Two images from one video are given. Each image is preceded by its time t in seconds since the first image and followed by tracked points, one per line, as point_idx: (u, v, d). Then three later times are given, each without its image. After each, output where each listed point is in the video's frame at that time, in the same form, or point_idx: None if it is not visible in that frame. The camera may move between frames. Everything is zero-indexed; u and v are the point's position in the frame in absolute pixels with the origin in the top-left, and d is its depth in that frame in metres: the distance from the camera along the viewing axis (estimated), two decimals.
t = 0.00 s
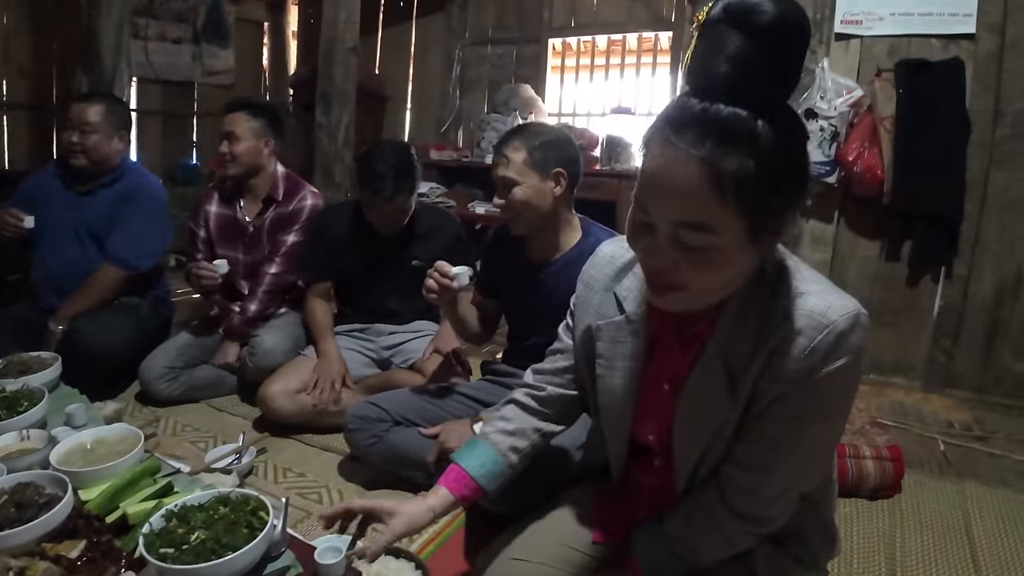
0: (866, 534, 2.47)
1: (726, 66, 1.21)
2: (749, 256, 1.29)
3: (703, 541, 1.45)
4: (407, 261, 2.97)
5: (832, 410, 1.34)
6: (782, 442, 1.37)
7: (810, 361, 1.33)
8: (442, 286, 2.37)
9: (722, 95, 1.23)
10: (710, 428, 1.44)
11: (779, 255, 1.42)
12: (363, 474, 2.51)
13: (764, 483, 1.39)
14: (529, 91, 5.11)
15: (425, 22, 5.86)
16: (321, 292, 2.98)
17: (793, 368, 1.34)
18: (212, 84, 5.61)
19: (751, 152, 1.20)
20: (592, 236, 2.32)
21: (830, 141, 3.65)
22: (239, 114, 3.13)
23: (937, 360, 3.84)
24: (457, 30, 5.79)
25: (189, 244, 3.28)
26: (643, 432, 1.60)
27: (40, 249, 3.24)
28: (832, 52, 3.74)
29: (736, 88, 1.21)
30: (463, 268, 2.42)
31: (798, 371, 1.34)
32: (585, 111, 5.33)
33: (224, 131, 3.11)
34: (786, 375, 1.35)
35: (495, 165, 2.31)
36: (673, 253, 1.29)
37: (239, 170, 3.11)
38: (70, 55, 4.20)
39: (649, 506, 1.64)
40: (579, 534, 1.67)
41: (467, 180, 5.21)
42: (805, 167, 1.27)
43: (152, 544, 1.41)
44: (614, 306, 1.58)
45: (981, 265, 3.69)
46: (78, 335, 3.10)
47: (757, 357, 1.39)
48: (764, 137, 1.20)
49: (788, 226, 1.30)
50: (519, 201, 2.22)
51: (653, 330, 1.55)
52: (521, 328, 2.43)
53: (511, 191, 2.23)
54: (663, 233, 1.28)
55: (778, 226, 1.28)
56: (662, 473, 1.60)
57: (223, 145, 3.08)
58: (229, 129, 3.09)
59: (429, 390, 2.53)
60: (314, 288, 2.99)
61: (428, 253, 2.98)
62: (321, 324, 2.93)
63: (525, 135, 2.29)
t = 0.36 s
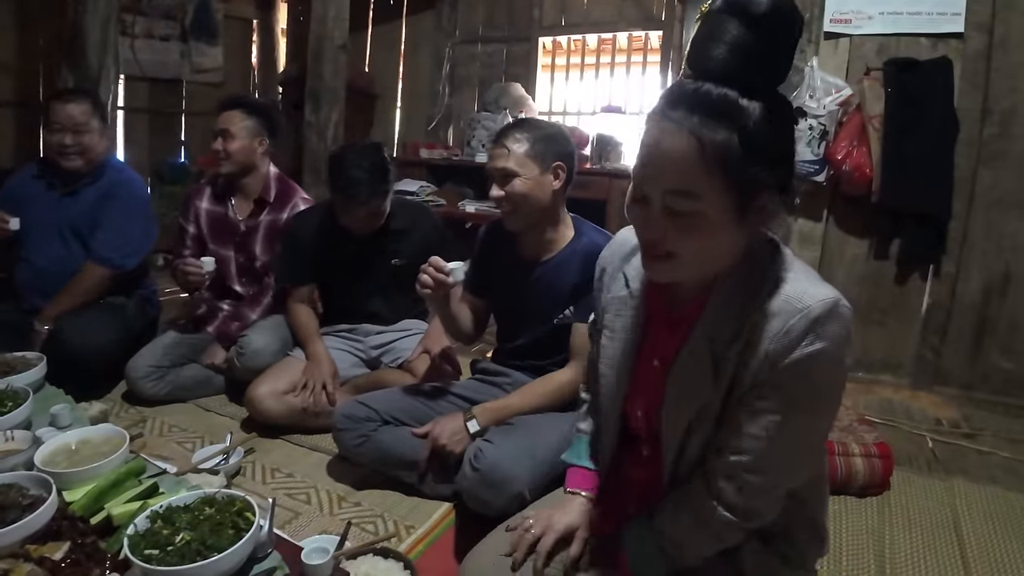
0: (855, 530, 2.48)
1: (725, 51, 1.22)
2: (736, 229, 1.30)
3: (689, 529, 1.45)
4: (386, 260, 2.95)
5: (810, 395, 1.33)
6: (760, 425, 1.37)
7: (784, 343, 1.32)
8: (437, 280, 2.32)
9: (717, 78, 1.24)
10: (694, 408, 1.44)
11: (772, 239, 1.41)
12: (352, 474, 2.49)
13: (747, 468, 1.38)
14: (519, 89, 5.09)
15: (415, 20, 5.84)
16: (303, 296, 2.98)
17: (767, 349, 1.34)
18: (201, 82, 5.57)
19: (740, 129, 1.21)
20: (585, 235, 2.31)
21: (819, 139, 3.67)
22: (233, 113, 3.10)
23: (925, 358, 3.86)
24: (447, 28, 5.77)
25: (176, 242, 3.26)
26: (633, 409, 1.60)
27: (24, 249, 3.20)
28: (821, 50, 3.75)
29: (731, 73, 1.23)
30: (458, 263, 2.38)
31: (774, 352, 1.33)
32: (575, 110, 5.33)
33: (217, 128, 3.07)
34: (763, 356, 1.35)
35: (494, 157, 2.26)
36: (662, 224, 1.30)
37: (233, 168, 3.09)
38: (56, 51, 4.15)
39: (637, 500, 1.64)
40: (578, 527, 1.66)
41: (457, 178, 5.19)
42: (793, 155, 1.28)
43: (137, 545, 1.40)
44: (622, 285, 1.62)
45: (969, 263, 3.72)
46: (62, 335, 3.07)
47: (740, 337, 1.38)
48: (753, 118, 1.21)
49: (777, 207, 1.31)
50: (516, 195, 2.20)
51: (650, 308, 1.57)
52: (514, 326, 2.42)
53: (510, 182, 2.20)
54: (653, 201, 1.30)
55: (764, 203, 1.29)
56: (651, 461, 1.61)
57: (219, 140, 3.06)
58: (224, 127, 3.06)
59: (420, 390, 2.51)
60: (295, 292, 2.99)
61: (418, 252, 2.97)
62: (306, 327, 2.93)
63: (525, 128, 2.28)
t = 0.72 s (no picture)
0: (844, 526, 2.50)
1: (733, 48, 1.35)
2: (741, 200, 1.37)
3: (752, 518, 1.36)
4: (374, 259, 2.95)
5: (829, 380, 1.34)
6: (800, 417, 1.35)
7: (800, 330, 1.33)
8: (432, 275, 2.33)
9: (725, 71, 1.36)
10: (710, 371, 1.42)
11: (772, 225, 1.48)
12: (344, 472, 2.49)
13: (807, 460, 1.34)
14: (511, 87, 5.10)
15: (407, 17, 5.83)
16: (291, 297, 2.97)
17: (781, 334, 1.34)
18: (191, 79, 5.54)
19: (742, 107, 1.32)
20: (577, 231, 2.31)
21: (808, 138, 3.70)
22: (229, 108, 3.10)
23: (914, 354, 3.90)
24: (439, 26, 5.77)
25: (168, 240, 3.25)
26: (646, 378, 1.61)
27: (13, 248, 3.19)
28: (811, 49, 3.77)
29: (737, 67, 1.35)
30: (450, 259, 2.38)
31: (785, 339, 1.34)
32: (567, 108, 5.34)
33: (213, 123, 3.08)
34: (777, 344, 1.35)
35: (490, 160, 2.22)
36: (678, 193, 1.37)
37: (226, 164, 3.09)
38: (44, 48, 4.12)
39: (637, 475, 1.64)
40: (567, 549, 1.55)
41: (449, 176, 5.19)
42: (786, 147, 1.39)
43: (129, 545, 1.39)
44: (638, 264, 1.63)
45: (958, 261, 3.76)
46: (52, 335, 3.05)
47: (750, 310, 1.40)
48: (754, 100, 1.32)
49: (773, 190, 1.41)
50: (514, 196, 2.19)
51: (662, 282, 1.60)
52: (509, 324, 2.42)
53: (510, 186, 2.19)
54: (669, 172, 1.38)
55: (765, 178, 1.37)
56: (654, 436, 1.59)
57: (216, 135, 3.05)
58: (219, 123, 3.06)
59: (413, 388, 2.52)
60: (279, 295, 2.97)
61: (411, 250, 2.97)
62: (298, 328, 2.92)
63: (513, 127, 2.25)
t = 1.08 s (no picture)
0: (834, 520, 2.51)
1: (709, 40, 1.48)
2: (721, 180, 1.40)
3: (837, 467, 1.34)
4: (363, 261, 2.94)
5: (851, 333, 1.37)
6: (844, 370, 1.36)
7: (811, 290, 1.36)
8: (418, 273, 2.29)
9: (701, 58, 1.46)
10: (709, 348, 1.42)
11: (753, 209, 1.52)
12: (333, 471, 2.48)
13: (873, 402, 1.35)
14: (501, 84, 5.08)
15: (396, 14, 5.80)
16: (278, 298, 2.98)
17: (795, 296, 1.37)
18: (178, 76, 5.50)
19: (711, 86, 1.38)
20: (560, 224, 2.31)
21: (796, 134, 3.71)
22: (223, 104, 3.07)
23: (902, 350, 3.92)
24: (428, 23, 5.75)
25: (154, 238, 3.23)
26: (636, 368, 1.58)
27: None
28: (800, 46, 3.78)
29: (712, 57, 1.47)
30: (438, 256, 2.34)
31: (798, 299, 1.37)
32: (557, 105, 5.35)
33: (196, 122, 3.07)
34: (794, 306, 1.37)
35: (477, 157, 2.20)
36: (664, 177, 1.40)
37: (222, 160, 3.06)
38: (29, 44, 4.08)
39: (631, 460, 1.64)
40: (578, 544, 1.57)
41: (439, 173, 5.18)
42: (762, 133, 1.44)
43: (113, 545, 1.38)
44: (620, 261, 1.66)
45: (945, 256, 3.78)
46: (39, 334, 3.03)
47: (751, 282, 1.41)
48: (725, 82, 1.38)
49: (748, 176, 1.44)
50: (503, 192, 2.19)
51: (649, 274, 1.60)
52: (496, 321, 2.42)
53: (499, 183, 2.18)
54: (650, 159, 1.41)
55: (743, 161, 1.41)
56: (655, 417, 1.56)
57: (208, 131, 3.03)
58: (212, 118, 3.03)
59: (401, 386, 2.51)
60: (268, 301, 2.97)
61: (400, 248, 2.96)
62: (287, 328, 2.93)
63: (499, 123, 2.24)
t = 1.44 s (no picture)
0: (819, 517, 2.51)
1: (676, 39, 1.42)
2: (687, 179, 1.41)
3: (737, 518, 1.36)
4: (348, 263, 2.91)
5: (808, 348, 1.37)
6: (783, 393, 1.36)
7: (776, 303, 1.36)
8: (399, 270, 2.29)
9: (668, 56, 1.43)
10: (679, 356, 1.42)
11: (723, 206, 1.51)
12: (315, 471, 2.46)
13: (798, 438, 1.35)
14: (487, 81, 5.06)
15: (381, 10, 5.76)
16: (259, 301, 2.86)
17: (761, 307, 1.36)
18: (162, 74, 5.44)
19: (672, 82, 1.37)
20: (539, 221, 2.29)
21: (781, 130, 3.70)
22: (203, 103, 3.03)
23: (887, 345, 3.93)
24: (414, 19, 5.72)
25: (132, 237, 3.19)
26: (614, 373, 1.61)
27: None
28: (784, 42, 3.79)
29: (675, 53, 1.42)
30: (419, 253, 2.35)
31: (762, 312, 1.36)
32: (544, 101, 5.34)
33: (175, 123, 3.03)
34: (757, 318, 1.37)
35: (452, 154, 2.17)
36: (626, 178, 1.41)
37: (203, 161, 3.03)
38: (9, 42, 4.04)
39: (610, 465, 1.67)
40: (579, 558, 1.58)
41: (425, 170, 5.15)
42: (732, 125, 1.43)
43: (84, 550, 1.35)
44: (596, 262, 1.65)
45: (930, 251, 3.79)
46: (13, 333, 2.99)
47: (720, 290, 1.41)
48: (687, 77, 1.38)
49: (719, 172, 1.44)
50: (480, 190, 2.17)
51: (626, 276, 1.60)
52: (479, 320, 2.40)
53: (474, 180, 2.16)
54: (614, 158, 1.43)
55: (709, 158, 1.40)
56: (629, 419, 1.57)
57: (189, 132, 2.99)
58: (193, 119, 2.99)
59: (385, 386, 2.49)
60: (247, 300, 2.86)
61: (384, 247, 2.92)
62: (263, 336, 2.79)
63: (473, 122, 2.21)
